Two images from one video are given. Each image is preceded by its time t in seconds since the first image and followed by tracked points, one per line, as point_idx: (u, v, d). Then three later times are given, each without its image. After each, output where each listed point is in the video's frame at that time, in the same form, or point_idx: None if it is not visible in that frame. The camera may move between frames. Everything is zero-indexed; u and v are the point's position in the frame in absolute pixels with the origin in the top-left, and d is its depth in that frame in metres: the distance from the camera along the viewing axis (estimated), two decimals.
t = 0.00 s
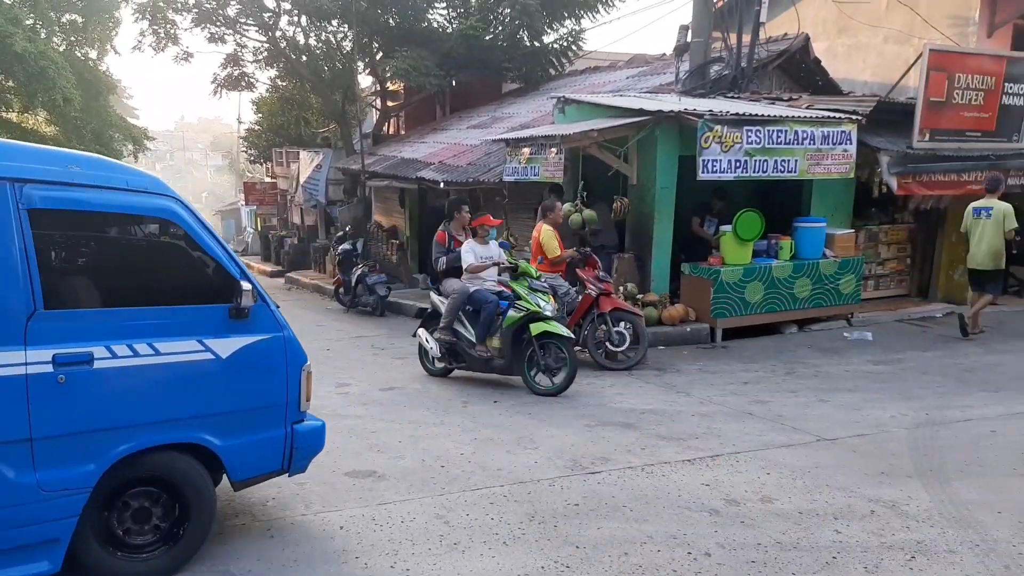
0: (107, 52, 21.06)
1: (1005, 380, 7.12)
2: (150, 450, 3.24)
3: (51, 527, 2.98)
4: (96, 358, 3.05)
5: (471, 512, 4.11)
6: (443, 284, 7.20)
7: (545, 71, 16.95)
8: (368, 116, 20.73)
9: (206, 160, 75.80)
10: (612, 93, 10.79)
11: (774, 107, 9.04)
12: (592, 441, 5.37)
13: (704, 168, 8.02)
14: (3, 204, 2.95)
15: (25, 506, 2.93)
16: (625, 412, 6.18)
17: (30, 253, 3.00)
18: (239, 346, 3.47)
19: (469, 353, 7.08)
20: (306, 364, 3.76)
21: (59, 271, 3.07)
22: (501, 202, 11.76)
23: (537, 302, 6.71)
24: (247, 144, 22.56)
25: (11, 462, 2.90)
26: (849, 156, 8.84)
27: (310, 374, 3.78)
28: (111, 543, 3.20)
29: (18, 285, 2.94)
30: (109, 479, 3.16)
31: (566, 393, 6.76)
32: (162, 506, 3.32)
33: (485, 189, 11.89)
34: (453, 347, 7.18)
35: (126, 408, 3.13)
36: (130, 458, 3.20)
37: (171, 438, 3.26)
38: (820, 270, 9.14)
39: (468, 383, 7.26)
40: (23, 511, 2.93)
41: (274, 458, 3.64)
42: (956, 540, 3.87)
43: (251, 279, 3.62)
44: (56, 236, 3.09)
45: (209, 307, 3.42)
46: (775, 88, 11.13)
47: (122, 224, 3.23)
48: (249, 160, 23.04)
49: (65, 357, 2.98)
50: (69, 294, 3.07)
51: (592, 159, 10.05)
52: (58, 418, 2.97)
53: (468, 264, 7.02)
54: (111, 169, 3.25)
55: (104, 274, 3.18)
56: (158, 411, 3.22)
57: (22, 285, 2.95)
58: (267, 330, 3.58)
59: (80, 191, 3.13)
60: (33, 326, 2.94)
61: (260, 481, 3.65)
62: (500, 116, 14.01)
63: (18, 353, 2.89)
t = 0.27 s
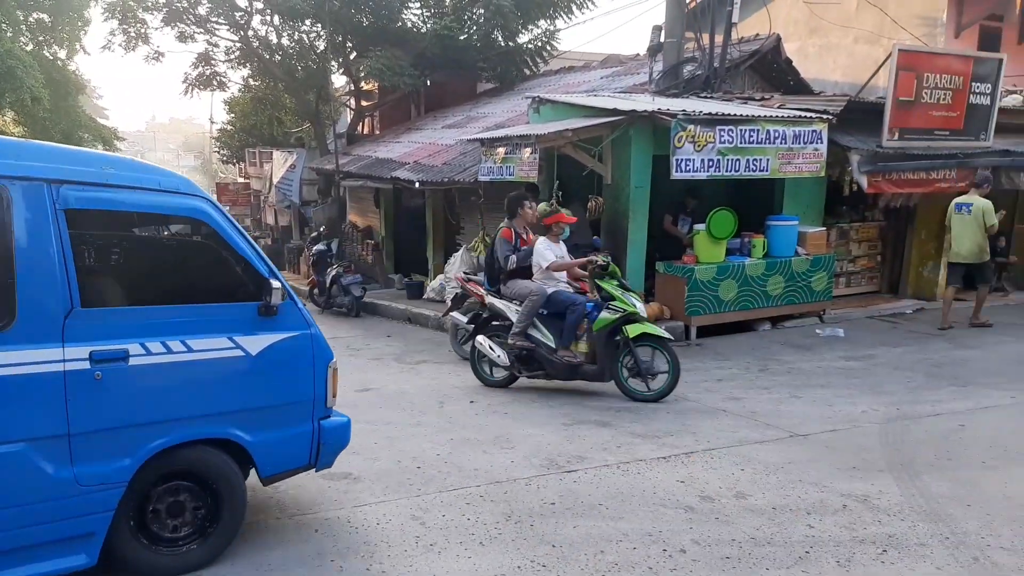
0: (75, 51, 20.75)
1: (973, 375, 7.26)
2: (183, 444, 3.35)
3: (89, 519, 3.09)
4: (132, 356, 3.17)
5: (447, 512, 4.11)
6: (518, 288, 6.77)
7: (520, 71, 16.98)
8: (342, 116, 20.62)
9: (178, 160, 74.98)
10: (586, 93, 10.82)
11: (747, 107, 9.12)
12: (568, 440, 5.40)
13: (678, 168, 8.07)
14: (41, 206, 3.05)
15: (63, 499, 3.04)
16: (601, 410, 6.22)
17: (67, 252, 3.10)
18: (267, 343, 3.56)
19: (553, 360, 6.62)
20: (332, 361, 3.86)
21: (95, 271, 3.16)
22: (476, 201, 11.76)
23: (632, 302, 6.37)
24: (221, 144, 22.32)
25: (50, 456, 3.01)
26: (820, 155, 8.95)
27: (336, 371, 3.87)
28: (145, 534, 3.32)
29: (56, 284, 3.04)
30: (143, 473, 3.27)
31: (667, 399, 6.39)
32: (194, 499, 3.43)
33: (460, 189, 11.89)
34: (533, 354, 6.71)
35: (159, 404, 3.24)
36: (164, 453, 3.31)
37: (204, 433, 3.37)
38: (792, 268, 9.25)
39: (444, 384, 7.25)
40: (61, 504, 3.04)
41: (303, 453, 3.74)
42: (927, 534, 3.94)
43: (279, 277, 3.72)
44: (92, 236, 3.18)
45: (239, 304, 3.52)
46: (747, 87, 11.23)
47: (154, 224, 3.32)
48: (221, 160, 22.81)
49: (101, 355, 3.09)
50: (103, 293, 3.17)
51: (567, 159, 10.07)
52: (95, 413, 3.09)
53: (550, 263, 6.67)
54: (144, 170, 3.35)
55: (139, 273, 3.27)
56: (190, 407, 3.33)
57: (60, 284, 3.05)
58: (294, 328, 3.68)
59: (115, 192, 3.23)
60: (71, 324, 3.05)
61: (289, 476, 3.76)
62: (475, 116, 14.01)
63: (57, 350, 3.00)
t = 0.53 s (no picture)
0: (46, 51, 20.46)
1: (947, 376, 7.36)
2: (222, 439, 3.47)
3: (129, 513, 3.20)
4: (174, 354, 3.28)
5: (426, 516, 4.10)
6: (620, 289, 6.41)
7: (498, 74, 16.98)
8: (319, 118, 20.50)
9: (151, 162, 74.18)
10: (564, 96, 10.85)
11: (722, 111, 9.19)
12: (548, 442, 5.40)
13: (655, 171, 8.11)
14: (86, 205, 3.15)
15: (108, 492, 3.15)
16: (581, 412, 6.23)
17: (110, 250, 3.19)
18: (302, 342, 3.68)
19: (662, 367, 6.38)
20: (364, 359, 3.98)
21: (134, 270, 3.25)
22: (455, 204, 11.75)
23: (747, 303, 6.28)
24: (196, 146, 22.15)
25: (96, 450, 3.11)
26: (794, 158, 9.04)
27: (367, 369, 3.99)
28: (186, 527, 3.44)
29: (101, 283, 3.14)
30: (183, 467, 3.38)
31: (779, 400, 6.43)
32: (233, 492, 3.55)
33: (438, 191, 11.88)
34: (639, 360, 6.40)
35: (200, 400, 3.35)
36: (204, 448, 3.42)
37: (243, 429, 3.49)
38: (768, 271, 9.34)
39: (424, 387, 7.25)
40: (107, 497, 3.15)
41: (337, 449, 3.86)
42: (903, 533, 3.99)
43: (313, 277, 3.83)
44: (132, 234, 3.27)
45: (274, 305, 3.64)
46: (723, 91, 11.32)
47: (193, 225, 3.43)
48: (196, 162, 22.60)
49: (145, 353, 3.20)
50: (146, 292, 3.27)
51: (545, 162, 10.09)
52: (139, 409, 3.20)
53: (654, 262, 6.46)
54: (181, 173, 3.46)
55: (178, 272, 3.37)
56: (229, 403, 3.44)
57: (105, 283, 3.15)
58: (327, 327, 3.80)
59: (155, 193, 3.34)
60: (117, 323, 3.16)
61: (323, 471, 3.88)
62: (453, 119, 14.00)
63: (103, 348, 3.11)
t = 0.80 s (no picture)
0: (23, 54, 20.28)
1: (921, 378, 7.48)
2: (268, 434, 3.57)
3: (187, 504, 3.30)
4: (226, 350, 3.38)
5: (408, 521, 4.11)
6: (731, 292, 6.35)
7: (479, 80, 17.04)
8: (299, 123, 20.47)
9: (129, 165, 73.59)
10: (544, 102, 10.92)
11: (701, 117, 9.29)
12: (529, 446, 5.44)
13: (634, 176, 8.19)
14: (142, 210, 3.23)
15: (162, 485, 3.23)
16: (561, 416, 6.27)
17: (166, 252, 3.27)
18: (343, 340, 3.79)
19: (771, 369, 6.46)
20: (399, 357, 4.10)
21: (187, 271, 3.33)
22: (436, 209, 11.77)
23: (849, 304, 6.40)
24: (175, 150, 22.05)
25: (151, 444, 3.19)
26: (772, 164, 9.16)
27: (402, 366, 4.11)
28: (234, 517, 3.54)
29: (157, 283, 3.22)
30: (231, 461, 3.48)
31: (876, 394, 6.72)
32: (278, 484, 3.66)
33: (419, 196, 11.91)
34: (749, 363, 6.44)
35: (250, 395, 3.45)
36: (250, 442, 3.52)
37: (289, 424, 3.59)
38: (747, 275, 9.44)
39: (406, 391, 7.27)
40: (160, 488, 3.23)
41: (375, 444, 3.97)
42: (878, 533, 4.07)
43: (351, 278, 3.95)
44: (185, 237, 3.35)
45: (316, 304, 3.75)
46: (703, 97, 11.44)
47: (243, 228, 3.52)
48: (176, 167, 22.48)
49: (199, 349, 3.29)
50: (199, 291, 3.35)
51: (526, 167, 10.14)
52: (194, 404, 3.29)
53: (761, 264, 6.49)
54: (231, 178, 3.56)
55: (228, 272, 3.46)
56: (277, 398, 3.54)
57: (160, 282, 3.23)
58: (366, 325, 3.91)
59: (208, 198, 3.43)
60: (171, 320, 3.25)
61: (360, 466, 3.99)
62: (434, 124, 14.04)
63: (160, 344, 3.19)
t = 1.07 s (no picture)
0: None
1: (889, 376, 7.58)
2: (306, 426, 3.70)
3: (215, 494, 3.39)
4: (267, 345, 3.51)
5: (379, 526, 4.05)
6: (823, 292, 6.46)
7: (452, 80, 16.97)
8: (269, 123, 20.27)
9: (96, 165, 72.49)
10: (516, 103, 10.91)
11: (673, 118, 9.34)
12: (501, 447, 5.42)
13: (606, 177, 8.20)
14: (185, 210, 3.36)
15: (202, 475, 3.34)
16: (535, 417, 6.26)
17: (209, 252, 3.40)
18: (374, 335, 3.92)
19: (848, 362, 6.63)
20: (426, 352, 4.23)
21: (228, 269, 3.46)
22: (408, 210, 11.71)
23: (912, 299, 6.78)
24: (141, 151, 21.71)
25: (197, 434, 3.31)
26: (742, 165, 9.23)
27: (429, 362, 4.24)
28: (271, 506, 3.67)
29: (200, 280, 3.34)
30: (270, 451, 3.60)
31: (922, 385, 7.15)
32: (313, 474, 3.80)
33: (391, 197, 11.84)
34: (830, 360, 6.59)
35: (288, 388, 3.57)
36: (288, 433, 3.65)
37: (326, 416, 3.72)
38: (718, 276, 9.50)
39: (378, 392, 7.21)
40: (203, 477, 3.34)
41: (406, 436, 4.09)
42: (847, 531, 4.10)
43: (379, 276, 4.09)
44: (227, 238, 3.49)
45: (349, 301, 3.88)
46: (674, 99, 11.50)
47: (281, 230, 3.68)
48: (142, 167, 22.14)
49: (241, 343, 3.42)
50: (240, 288, 3.48)
51: (498, 167, 10.12)
52: (236, 396, 3.41)
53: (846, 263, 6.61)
54: (269, 184, 3.71)
55: (267, 270, 3.59)
56: (314, 392, 3.67)
57: (203, 279, 3.35)
58: (396, 322, 4.05)
59: (248, 202, 3.58)
60: (214, 316, 3.37)
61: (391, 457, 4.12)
62: (406, 124, 13.97)
63: (203, 338, 3.31)
